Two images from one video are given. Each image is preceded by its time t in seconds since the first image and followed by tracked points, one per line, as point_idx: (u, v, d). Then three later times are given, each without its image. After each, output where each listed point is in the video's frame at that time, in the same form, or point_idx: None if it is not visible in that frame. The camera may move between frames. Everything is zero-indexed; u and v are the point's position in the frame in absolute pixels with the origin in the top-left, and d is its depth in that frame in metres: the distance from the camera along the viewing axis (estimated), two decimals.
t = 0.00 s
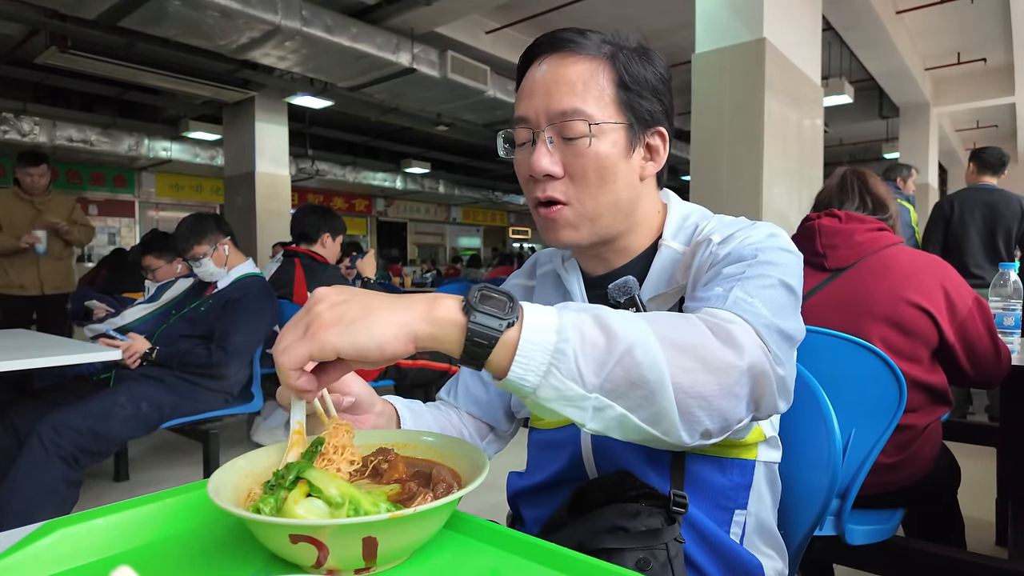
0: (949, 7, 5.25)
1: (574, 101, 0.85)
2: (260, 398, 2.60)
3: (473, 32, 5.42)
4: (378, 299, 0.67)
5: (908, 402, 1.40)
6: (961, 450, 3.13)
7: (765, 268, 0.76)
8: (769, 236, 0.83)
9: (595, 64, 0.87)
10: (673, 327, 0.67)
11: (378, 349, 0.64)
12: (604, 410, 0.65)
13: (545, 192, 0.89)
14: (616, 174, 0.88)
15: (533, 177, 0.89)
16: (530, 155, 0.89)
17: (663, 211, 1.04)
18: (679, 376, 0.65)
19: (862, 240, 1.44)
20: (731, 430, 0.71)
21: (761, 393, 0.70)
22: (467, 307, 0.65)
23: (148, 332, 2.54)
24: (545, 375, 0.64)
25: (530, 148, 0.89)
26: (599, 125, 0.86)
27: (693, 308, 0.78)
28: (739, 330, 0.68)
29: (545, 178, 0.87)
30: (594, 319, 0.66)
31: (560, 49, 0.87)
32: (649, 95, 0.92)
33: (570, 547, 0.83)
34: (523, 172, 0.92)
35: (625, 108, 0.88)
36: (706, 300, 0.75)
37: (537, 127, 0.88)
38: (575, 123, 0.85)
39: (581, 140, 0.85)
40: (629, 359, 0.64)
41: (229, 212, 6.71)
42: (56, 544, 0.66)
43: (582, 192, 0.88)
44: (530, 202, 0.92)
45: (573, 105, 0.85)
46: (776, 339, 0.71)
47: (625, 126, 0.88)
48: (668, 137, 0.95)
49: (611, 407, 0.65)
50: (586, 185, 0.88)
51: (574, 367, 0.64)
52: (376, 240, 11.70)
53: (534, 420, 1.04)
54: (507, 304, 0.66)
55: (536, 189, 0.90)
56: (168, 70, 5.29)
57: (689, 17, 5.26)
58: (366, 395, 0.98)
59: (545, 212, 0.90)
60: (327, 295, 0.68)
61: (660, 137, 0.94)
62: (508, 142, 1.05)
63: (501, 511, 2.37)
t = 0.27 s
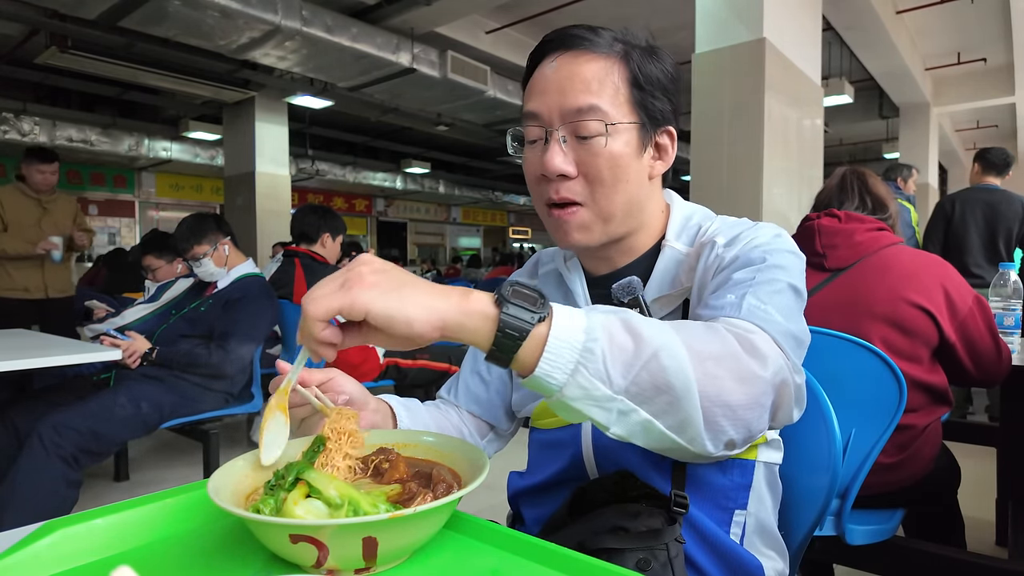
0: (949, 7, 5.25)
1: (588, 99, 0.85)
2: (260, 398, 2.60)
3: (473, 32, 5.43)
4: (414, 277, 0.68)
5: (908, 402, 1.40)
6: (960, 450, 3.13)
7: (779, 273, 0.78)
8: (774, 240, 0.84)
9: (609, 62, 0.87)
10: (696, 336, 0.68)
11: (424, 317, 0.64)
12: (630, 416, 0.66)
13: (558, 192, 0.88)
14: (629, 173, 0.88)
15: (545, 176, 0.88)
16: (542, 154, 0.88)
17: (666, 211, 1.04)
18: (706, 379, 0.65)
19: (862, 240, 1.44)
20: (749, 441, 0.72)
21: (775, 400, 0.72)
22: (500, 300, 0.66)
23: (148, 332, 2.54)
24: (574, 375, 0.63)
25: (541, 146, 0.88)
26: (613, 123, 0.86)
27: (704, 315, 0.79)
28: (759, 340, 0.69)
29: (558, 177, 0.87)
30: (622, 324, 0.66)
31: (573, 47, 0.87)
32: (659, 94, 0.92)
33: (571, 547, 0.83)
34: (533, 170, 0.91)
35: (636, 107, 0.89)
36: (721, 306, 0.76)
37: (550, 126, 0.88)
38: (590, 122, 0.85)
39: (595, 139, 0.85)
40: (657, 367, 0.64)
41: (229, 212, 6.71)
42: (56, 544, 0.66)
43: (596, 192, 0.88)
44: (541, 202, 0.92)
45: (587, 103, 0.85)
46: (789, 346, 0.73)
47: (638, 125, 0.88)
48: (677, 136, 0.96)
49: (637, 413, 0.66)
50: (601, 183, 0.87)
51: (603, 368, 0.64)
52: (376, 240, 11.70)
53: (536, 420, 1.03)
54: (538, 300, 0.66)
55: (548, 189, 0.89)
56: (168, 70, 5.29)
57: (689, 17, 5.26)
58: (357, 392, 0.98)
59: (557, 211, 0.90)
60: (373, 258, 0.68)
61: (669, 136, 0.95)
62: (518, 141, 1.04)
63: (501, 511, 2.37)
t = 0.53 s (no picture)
0: (949, 7, 5.25)
1: (601, 103, 0.86)
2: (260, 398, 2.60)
3: (473, 32, 5.43)
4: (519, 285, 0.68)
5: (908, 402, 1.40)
6: (960, 450, 3.13)
7: (806, 301, 0.79)
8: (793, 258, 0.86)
9: (623, 65, 0.87)
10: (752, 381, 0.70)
11: (520, 320, 0.65)
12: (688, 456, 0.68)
13: (568, 194, 0.88)
14: (639, 176, 0.89)
15: (555, 178, 0.88)
16: (554, 155, 0.88)
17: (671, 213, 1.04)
18: (765, 432, 0.68)
19: (862, 240, 1.44)
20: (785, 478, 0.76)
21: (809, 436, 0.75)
22: (585, 325, 0.67)
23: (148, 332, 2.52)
24: (643, 412, 0.66)
25: (552, 148, 0.88)
26: (627, 127, 0.86)
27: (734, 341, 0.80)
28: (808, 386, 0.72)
29: (568, 180, 0.87)
30: (692, 368, 0.68)
31: (586, 49, 0.87)
32: (671, 98, 0.93)
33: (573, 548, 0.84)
34: (541, 171, 0.91)
35: (648, 111, 0.89)
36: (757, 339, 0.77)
37: (561, 128, 0.87)
38: (603, 126, 0.86)
39: (607, 142, 0.86)
40: (722, 414, 0.66)
41: (229, 212, 6.71)
42: (55, 545, 0.66)
43: (606, 193, 0.88)
44: (548, 201, 0.91)
45: (600, 106, 0.85)
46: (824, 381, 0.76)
47: (649, 129, 0.88)
48: (686, 139, 0.96)
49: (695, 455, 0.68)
50: (611, 186, 0.87)
51: (673, 412, 0.67)
52: (376, 240, 11.70)
53: (537, 419, 1.02)
54: (619, 330, 0.67)
55: (557, 190, 0.89)
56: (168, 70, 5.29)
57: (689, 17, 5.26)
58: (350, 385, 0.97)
59: (565, 213, 0.90)
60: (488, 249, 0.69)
61: (678, 139, 0.95)
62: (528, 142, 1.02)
63: (501, 511, 2.37)
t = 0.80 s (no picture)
0: (949, 7, 5.25)
1: (641, 107, 0.85)
2: (260, 398, 2.59)
3: (473, 32, 5.43)
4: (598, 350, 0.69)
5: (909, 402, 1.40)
6: (961, 450, 3.13)
7: (829, 331, 0.82)
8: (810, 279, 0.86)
9: (660, 67, 0.87)
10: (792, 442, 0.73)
11: (594, 394, 0.66)
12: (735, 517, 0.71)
13: (609, 199, 0.88)
14: (671, 179, 0.90)
15: (595, 183, 0.87)
16: (593, 159, 0.87)
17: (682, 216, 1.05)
18: (806, 493, 0.73)
19: (862, 240, 1.44)
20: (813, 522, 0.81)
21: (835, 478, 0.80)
22: (648, 398, 0.69)
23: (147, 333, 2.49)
24: (698, 478, 0.69)
25: (590, 151, 0.87)
26: (666, 131, 0.87)
27: (764, 382, 0.81)
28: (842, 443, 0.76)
29: (610, 186, 0.86)
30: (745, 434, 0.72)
31: (623, 50, 0.85)
32: (694, 97, 0.95)
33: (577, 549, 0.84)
34: (574, 174, 0.89)
35: (678, 113, 0.91)
36: (788, 385, 0.79)
37: (600, 132, 0.87)
38: (644, 131, 0.86)
39: (648, 147, 0.86)
40: (767, 478, 0.70)
41: (229, 212, 6.71)
42: (56, 545, 0.66)
43: (645, 198, 0.89)
44: (581, 207, 0.90)
45: (641, 110, 0.85)
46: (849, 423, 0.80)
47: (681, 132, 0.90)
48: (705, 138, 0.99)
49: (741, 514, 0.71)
50: (651, 191, 0.88)
51: (726, 479, 0.70)
52: (376, 240, 11.70)
53: (541, 419, 1.03)
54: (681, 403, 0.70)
55: (596, 197, 0.88)
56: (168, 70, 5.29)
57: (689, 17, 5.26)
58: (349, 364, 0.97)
59: (604, 219, 0.89)
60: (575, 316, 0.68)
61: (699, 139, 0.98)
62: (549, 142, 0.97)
63: (501, 510, 2.38)
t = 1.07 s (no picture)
0: (949, 7, 5.25)
1: (642, 129, 0.84)
2: (260, 399, 2.57)
3: (473, 32, 5.43)
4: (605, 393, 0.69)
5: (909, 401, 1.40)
6: (961, 451, 3.13)
7: (836, 345, 0.82)
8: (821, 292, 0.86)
9: (666, 85, 0.85)
10: (797, 468, 0.73)
11: (602, 437, 0.66)
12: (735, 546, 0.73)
13: (602, 216, 0.89)
14: (672, 194, 0.90)
15: (589, 199, 0.88)
16: (588, 175, 0.88)
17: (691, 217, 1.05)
18: (805, 519, 0.74)
19: (861, 240, 1.43)
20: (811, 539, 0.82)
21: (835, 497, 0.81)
22: (656, 433, 0.69)
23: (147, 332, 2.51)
24: (703, 512, 0.70)
25: (587, 166, 0.88)
26: (665, 156, 0.86)
27: (769, 397, 0.82)
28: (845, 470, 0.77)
29: (603, 204, 0.88)
30: (748, 464, 0.72)
31: (629, 68, 0.84)
32: (709, 110, 0.92)
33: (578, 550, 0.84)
34: (574, 186, 0.91)
35: (685, 131, 0.89)
36: (795, 403, 0.79)
37: (597, 151, 0.86)
38: (642, 154, 0.85)
39: (645, 170, 0.85)
40: (768, 508, 0.71)
41: (229, 212, 6.71)
42: (57, 545, 0.66)
43: (639, 216, 0.89)
44: (579, 216, 0.92)
45: (640, 132, 0.84)
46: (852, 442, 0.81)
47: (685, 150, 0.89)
48: (716, 149, 0.97)
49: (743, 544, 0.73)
50: (645, 210, 0.89)
51: (728, 511, 0.71)
52: (376, 240, 11.70)
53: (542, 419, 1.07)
54: (687, 439, 0.71)
55: (590, 210, 0.90)
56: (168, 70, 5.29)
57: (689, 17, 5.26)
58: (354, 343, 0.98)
59: (596, 231, 0.91)
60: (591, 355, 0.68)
61: (709, 149, 0.96)
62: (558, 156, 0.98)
63: (501, 510, 2.37)
